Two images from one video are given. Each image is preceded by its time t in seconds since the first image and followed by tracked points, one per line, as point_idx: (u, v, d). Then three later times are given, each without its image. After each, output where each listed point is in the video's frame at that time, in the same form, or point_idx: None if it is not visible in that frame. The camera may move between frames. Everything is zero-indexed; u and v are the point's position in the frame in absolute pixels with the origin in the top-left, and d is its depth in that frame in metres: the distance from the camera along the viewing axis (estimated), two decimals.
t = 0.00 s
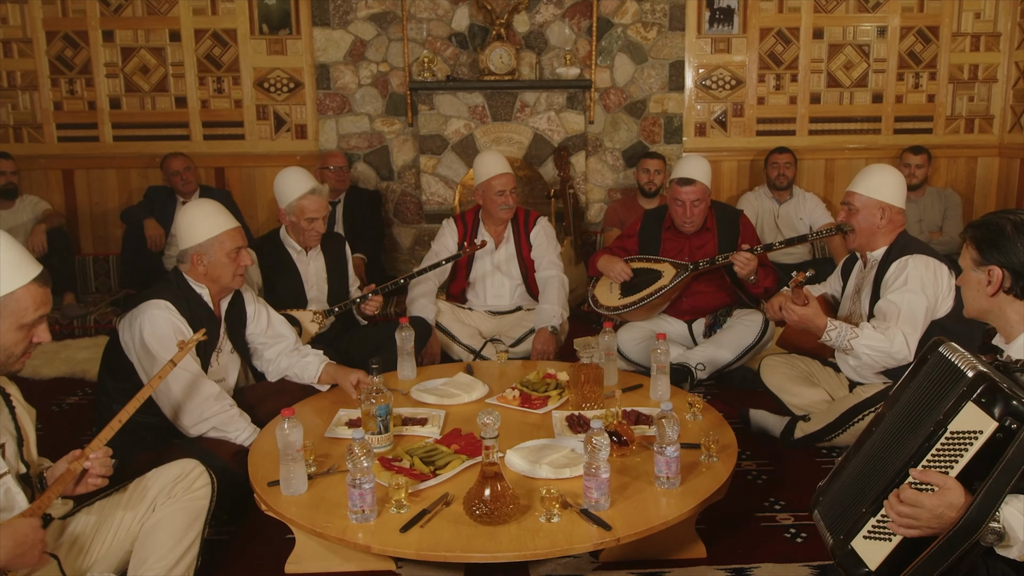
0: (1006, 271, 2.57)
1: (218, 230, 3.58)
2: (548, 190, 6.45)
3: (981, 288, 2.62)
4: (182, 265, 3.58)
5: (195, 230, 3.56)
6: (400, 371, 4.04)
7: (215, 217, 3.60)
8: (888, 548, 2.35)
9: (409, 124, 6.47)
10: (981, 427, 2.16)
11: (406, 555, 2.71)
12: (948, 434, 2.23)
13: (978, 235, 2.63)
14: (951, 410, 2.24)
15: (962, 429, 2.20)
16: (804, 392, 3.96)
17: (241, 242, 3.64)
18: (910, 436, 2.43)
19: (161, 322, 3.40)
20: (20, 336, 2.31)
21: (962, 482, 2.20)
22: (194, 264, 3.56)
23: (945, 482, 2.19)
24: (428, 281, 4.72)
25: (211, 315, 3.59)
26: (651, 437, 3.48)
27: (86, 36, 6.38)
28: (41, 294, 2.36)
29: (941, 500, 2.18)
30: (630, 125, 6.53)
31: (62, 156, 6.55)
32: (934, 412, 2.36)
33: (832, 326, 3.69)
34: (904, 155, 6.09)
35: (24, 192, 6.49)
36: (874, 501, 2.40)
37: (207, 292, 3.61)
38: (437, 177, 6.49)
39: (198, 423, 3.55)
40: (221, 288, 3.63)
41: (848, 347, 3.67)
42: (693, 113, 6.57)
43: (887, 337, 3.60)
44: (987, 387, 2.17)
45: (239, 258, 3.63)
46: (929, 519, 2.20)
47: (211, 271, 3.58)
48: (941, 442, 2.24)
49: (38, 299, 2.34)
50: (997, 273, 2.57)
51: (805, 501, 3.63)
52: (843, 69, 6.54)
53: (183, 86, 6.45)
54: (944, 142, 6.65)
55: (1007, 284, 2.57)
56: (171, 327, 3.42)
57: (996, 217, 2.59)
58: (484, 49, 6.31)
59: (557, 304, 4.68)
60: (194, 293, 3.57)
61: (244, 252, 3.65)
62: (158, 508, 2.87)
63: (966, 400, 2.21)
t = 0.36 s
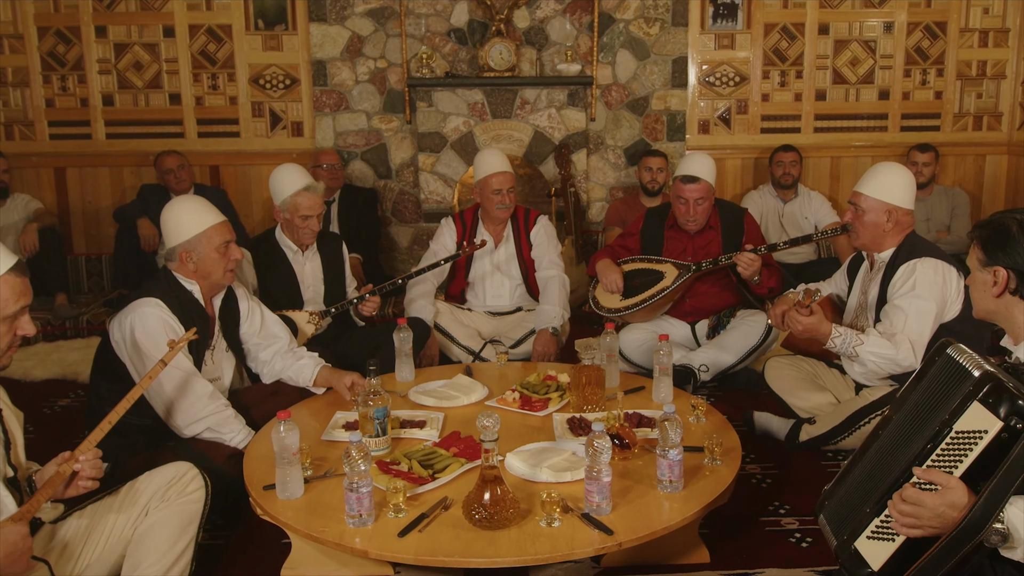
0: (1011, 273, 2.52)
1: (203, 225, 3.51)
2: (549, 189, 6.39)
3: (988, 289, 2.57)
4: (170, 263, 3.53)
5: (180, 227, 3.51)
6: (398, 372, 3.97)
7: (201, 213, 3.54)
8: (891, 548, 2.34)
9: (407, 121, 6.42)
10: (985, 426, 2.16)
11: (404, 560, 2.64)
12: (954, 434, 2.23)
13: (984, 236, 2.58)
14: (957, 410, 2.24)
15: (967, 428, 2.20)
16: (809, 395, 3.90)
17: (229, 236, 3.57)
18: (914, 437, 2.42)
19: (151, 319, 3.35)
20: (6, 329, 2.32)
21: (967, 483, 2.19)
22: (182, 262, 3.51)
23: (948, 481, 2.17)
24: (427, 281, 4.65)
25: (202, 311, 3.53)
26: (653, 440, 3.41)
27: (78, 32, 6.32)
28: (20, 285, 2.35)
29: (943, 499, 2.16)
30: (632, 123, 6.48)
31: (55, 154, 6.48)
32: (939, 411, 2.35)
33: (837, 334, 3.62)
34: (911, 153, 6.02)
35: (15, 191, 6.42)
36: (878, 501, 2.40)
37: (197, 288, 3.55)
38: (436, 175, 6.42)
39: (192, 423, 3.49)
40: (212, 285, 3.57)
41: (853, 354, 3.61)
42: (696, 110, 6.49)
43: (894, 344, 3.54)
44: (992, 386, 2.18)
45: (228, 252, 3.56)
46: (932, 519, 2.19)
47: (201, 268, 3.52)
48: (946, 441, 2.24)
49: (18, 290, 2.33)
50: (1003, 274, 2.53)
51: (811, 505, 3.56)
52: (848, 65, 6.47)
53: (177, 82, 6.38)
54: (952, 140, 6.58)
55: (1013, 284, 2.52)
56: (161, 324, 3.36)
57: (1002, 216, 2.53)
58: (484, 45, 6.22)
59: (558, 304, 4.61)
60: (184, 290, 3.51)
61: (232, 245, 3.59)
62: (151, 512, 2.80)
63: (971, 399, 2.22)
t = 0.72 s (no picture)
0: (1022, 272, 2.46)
1: (182, 217, 3.46)
2: (549, 187, 6.32)
3: (997, 288, 2.52)
4: (153, 259, 3.47)
5: (159, 221, 3.46)
6: (396, 374, 3.91)
7: (178, 206, 3.49)
8: (896, 547, 2.33)
9: (405, 118, 6.35)
10: (991, 425, 2.15)
11: (402, 565, 2.58)
12: (959, 433, 2.21)
13: (994, 234, 2.51)
14: (962, 409, 2.22)
15: (973, 427, 2.18)
16: (815, 397, 3.83)
17: (210, 226, 3.52)
18: (919, 437, 2.39)
19: (138, 316, 3.28)
20: None
21: (971, 482, 2.18)
22: (164, 257, 3.45)
23: (953, 480, 2.17)
24: (425, 281, 4.59)
25: (189, 305, 3.45)
26: (656, 443, 3.34)
27: (70, 28, 6.26)
28: (12, 281, 2.33)
29: (947, 498, 2.15)
30: (634, 120, 6.40)
31: (48, 152, 6.42)
32: (945, 410, 2.32)
33: (843, 342, 3.58)
34: (918, 151, 5.97)
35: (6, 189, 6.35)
36: (882, 501, 2.39)
37: (183, 281, 3.48)
38: (434, 173, 6.35)
39: (185, 419, 3.41)
40: (197, 279, 3.51)
41: (860, 361, 3.56)
42: (699, 108, 6.44)
43: (901, 351, 3.49)
44: (999, 385, 2.16)
45: (210, 243, 3.51)
46: (936, 518, 2.17)
47: (184, 261, 3.47)
48: (951, 441, 2.22)
49: (9, 286, 2.30)
50: (1012, 273, 2.47)
51: (816, 509, 3.49)
52: (854, 62, 6.40)
53: (172, 79, 6.32)
54: (959, 137, 6.51)
55: None
56: (148, 320, 3.29)
57: (1013, 214, 2.47)
58: (483, 41, 6.16)
59: (559, 304, 4.53)
60: (168, 283, 3.43)
61: (215, 236, 3.54)
62: (144, 517, 2.74)
63: (977, 398, 2.20)
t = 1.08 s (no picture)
0: None
1: (165, 211, 3.40)
2: (550, 185, 6.27)
3: (1007, 287, 2.46)
4: (140, 253, 3.39)
5: (145, 215, 3.40)
6: (393, 376, 3.84)
7: (161, 200, 3.42)
8: (897, 548, 2.27)
9: (403, 116, 6.28)
10: (994, 424, 2.10)
11: (400, 570, 2.51)
12: (962, 433, 2.16)
13: (1005, 231, 2.46)
14: (966, 409, 2.17)
15: (976, 426, 2.14)
16: (819, 399, 3.77)
17: (197, 219, 3.46)
18: (924, 437, 2.34)
19: (127, 311, 3.22)
20: None
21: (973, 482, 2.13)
22: (151, 250, 3.38)
23: (955, 480, 2.13)
24: (423, 280, 4.52)
25: (178, 301, 3.38)
26: (658, 446, 3.27)
27: (63, 24, 6.20)
28: (12, 280, 2.28)
29: (950, 498, 2.11)
30: (637, 117, 6.33)
31: (39, 150, 6.36)
32: (949, 411, 2.28)
33: (849, 341, 3.54)
34: (925, 149, 5.92)
35: None
36: (885, 501, 2.34)
37: (172, 276, 3.41)
38: (432, 172, 6.29)
39: (178, 419, 3.34)
40: (186, 271, 3.43)
41: (866, 362, 3.51)
42: (703, 105, 6.38)
43: (908, 353, 3.42)
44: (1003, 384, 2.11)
45: (198, 236, 3.45)
46: (938, 518, 2.13)
47: (172, 255, 3.39)
48: (954, 440, 2.18)
49: (9, 286, 2.25)
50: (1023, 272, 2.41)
51: (821, 513, 3.43)
52: (860, 58, 6.34)
53: (166, 76, 6.26)
54: (967, 135, 6.44)
55: None
56: (138, 316, 3.23)
57: None
58: (482, 37, 6.11)
59: (560, 305, 4.45)
60: (156, 278, 3.36)
61: (202, 229, 3.48)
62: (138, 522, 2.68)
63: (981, 397, 2.15)
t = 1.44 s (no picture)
0: None
1: (170, 212, 3.35)
2: (551, 183, 6.21)
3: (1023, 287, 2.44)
4: (140, 253, 3.34)
5: (148, 214, 3.34)
6: (392, 378, 3.78)
7: (168, 200, 3.38)
8: (901, 549, 2.26)
9: (402, 113, 6.23)
10: (999, 424, 2.09)
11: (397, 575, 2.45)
12: (968, 433, 2.15)
13: (1016, 231, 2.45)
14: (971, 409, 2.16)
15: (981, 426, 2.13)
16: (824, 401, 3.72)
17: (201, 223, 3.41)
18: (928, 436, 2.32)
19: (123, 311, 3.16)
20: None
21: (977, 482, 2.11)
22: (152, 251, 3.33)
23: (959, 479, 2.10)
24: (421, 279, 4.46)
25: (176, 303, 3.33)
26: (660, 449, 3.22)
27: (55, 19, 6.14)
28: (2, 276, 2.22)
29: (954, 498, 2.09)
30: (638, 115, 6.28)
31: (31, 148, 6.30)
32: (953, 409, 2.26)
33: (856, 329, 3.42)
34: (932, 147, 5.86)
35: None
36: (890, 500, 2.33)
37: (170, 277, 3.35)
38: (431, 170, 6.23)
39: (172, 422, 3.28)
40: (184, 275, 3.38)
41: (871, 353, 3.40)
42: (706, 102, 6.32)
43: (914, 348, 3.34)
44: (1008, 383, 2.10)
45: (201, 239, 3.39)
46: (942, 518, 2.10)
47: (172, 256, 3.34)
48: (959, 440, 2.17)
49: None
50: None
51: (826, 517, 3.37)
52: (866, 54, 6.28)
53: (160, 73, 6.19)
54: (975, 132, 6.38)
55: None
56: (134, 316, 3.17)
57: None
58: (481, 33, 6.05)
59: (560, 306, 4.39)
60: (154, 278, 3.31)
61: (205, 233, 3.42)
62: (132, 526, 2.62)
63: (987, 396, 2.14)
